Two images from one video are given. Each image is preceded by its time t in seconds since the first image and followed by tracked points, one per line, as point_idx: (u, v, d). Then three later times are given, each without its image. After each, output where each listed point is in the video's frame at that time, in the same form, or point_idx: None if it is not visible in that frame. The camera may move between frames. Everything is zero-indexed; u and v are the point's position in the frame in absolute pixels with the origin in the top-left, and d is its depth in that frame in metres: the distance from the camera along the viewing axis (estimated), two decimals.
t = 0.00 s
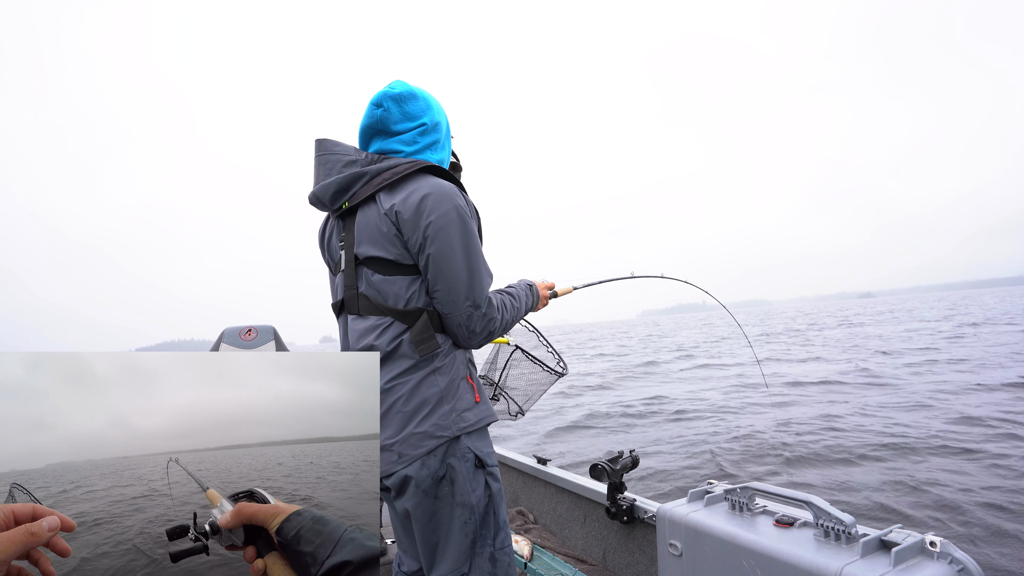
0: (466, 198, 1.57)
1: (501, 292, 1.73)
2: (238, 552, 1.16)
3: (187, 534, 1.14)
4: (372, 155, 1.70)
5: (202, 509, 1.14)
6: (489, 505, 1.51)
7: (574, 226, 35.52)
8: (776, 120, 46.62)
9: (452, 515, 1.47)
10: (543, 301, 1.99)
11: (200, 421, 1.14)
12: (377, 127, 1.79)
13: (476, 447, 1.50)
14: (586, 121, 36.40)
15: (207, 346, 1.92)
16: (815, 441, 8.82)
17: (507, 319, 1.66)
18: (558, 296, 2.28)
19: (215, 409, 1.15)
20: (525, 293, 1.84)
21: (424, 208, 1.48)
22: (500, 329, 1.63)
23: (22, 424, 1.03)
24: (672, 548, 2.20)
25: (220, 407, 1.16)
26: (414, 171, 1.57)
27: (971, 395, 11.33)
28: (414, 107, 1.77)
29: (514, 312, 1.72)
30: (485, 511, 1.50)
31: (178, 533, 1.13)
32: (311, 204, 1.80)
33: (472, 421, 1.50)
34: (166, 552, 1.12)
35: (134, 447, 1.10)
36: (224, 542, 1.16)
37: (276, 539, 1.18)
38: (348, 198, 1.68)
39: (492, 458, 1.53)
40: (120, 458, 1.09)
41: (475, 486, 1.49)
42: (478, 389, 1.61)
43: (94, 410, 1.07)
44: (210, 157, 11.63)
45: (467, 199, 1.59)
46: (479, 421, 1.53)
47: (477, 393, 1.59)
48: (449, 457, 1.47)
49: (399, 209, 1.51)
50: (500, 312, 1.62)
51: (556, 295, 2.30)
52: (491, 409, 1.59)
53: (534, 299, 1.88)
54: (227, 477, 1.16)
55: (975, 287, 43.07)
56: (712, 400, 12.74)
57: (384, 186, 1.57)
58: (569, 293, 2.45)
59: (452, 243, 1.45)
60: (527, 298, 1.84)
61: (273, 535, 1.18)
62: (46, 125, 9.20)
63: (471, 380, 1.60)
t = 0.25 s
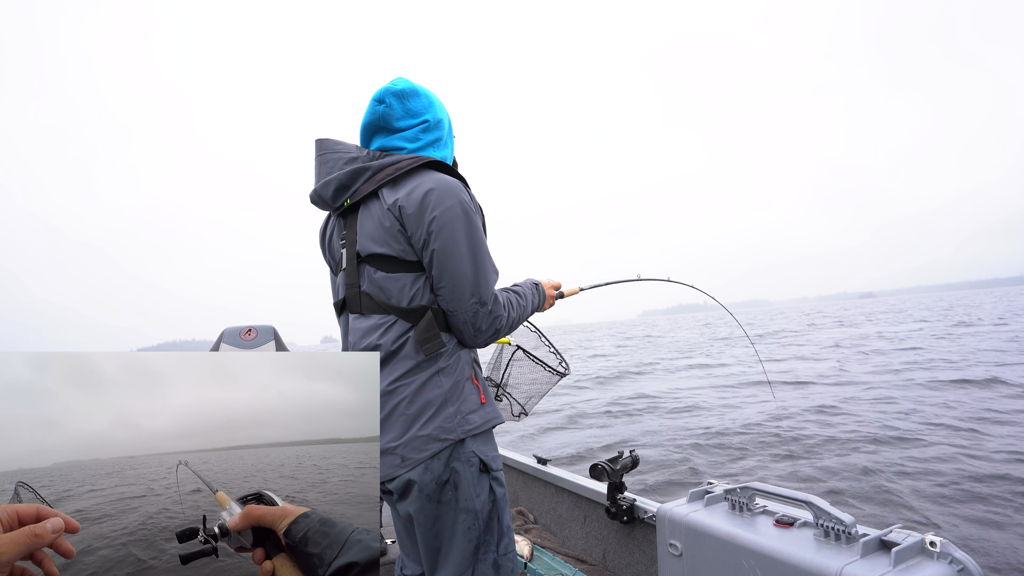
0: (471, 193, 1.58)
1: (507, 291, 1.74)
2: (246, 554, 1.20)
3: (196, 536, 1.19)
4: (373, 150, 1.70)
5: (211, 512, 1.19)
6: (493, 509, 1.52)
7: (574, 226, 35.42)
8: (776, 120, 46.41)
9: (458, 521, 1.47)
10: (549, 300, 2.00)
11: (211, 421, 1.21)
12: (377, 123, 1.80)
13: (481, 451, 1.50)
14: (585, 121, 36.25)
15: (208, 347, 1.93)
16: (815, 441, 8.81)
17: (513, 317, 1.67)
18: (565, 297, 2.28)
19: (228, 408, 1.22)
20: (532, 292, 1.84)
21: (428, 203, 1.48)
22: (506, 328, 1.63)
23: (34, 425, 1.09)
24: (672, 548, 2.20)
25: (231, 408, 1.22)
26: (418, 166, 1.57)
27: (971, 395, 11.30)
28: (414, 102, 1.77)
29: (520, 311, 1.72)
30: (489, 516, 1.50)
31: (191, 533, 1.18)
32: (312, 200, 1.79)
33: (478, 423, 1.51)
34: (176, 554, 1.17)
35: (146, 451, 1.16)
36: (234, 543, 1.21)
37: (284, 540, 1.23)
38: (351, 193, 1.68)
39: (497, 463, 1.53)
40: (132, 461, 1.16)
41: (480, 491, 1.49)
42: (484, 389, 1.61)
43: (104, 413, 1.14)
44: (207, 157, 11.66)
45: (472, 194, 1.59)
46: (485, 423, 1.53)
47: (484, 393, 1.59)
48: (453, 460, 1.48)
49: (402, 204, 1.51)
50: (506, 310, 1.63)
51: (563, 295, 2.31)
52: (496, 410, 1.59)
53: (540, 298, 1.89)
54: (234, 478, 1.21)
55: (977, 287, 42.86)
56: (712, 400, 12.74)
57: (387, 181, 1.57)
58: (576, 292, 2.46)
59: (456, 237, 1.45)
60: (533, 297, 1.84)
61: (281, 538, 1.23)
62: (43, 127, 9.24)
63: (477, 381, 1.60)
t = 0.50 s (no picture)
0: (476, 189, 1.58)
1: (514, 291, 1.75)
2: (246, 556, 1.21)
3: (197, 538, 1.20)
4: (374, 147, 1.70)
5: (212, 514, 1.20)
6: (500, 517, 1.53)
7: (575, 227, 35.45)
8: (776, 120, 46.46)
9: (463, 529, 1.48)
10: (556, 301, 2.00)
11: (214, 420, 1.21)
12: (374, 117, 1.79)
13: (488, 458, 1.51)
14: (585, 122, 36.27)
15: (209, 347, 1.94)
16: (815, 441, 8.81)
17: (520, 318, 1.68)
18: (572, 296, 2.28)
19: (230, 409, 1.22)
20: (538, 292, 1.85)
21: (433, 199, 1.47)
22: (513, 329, 1.64)
23: (42, 422, 1.12)
24: (672, 548, 2.20)
25: (234, 408, 1.22)
26: (421, 163, 1.56)
27: (972, 395, 11.29)
28: (409, 95, 1.77)
29: (528, 312, 1.73)
30: (496, 524, 1.51)
31: (191, 536, 1.19)
32: (312, 198, 1.78)
33: (485, 428, 1.51)
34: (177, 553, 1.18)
35: (147, 450, 1.18)
36: (234, 546, 1.22)
37: (284, 544, 1.23)
38: (352, 191, 1.67)
39: (504, 470, 1.54)
40: (134, 459, 1.17)
41: (487, 500, 1.50)
42: (492, 394, 1.61)
43: (110, 409, 1.16)
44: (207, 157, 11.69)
45: (477, 191, 1.59)
46: (493, 428, 1.54)
47: (491, 398, 1.60)
48: (460, 467, 1.48)
49: (406, 201, 1.50)
50: (513, 311, 1.63)
51: (569, 296, 2.30)
52: (504, 415, 1.59)
53: (547, 298, 1.89)
54: (232, 479, 1.21)
55: (978, 287, 42.79)
56: (712, 400, 12.74)
57: (389, 177, 1.57)
58: (582, 293, 2.45)
59: (462, 235, 1.45)
60: (540, 297, 1.85)
61: (281, 540, 1.23)
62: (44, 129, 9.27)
63: (485, 385, 1.61)
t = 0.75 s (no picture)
0: (483, 186, 1.58)
1: (523, 293, 1.76)
2: (247, 557, 1.22)
3: (197, 540, 1.20)
4: (376, 141, 1.70)
5: (213, 516, 1.20)
6: (508, 527, 1.55)
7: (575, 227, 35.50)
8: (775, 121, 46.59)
9: (470, 541, 1.49)
10: (563, 302, 2.02)
11: (219, 420, 1.22)
12: (371, 110, 1.80)
13: (497, 468, 1.52)
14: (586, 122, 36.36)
15: (208, 347, 1.93)
16: (815, 441, 8.82)
17: (529, 321, 1.69)
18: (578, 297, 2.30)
19: (232, 409, 1.22)
20: (546, 294, 1.87)
21: (441, 195, 1.47)
22: (521, 332, 1.65)
23: (45, 424, 1.12)
24: (672, 548, 2.20)
25: (237, 409, 1.22)
26: (427, 157, 1.56)
27: (972, 394, 11.30)
28: (403, 83, 1.77)
29: (536, 315, 1.74)
30: (504, 535, 1.53)
31: (192, 539, 1.19)
32: (311, 193, 1.78)
33: (495, 437, 1.52)
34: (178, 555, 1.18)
35: (149, 451, 1.18)
36: (235, 547, 1.22)
37: (285, 544, 1.23)
38: (354, 187, 1.67)
39: (513, 480, 1.56)
40: (138, 459, 1.17)
41: (496, 511, 1.52)
42: (500, 400, 1.63)
43: (113, 410, 1.16)
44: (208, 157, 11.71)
45: (484, 188, 1.59)
46: (502, 437, 1.55)
47: (500, 405, 1.62)
48: (469, 478, 1.49)
49: (412, 197, 1.50)
50: (522, 314, 1.65)
51: (576, 297, 2.32)
52: (514, 423, 1.61)
53: (555, 300, 1.91)
54: (235, 480, 1.22)
55: (978, 287, 42.85)
56: (712, 399, 12.75)
57: (394, 172, 1.57)
58: (588, 294, 2.47)
59: (470, 233, 1.45)
60: (549, 299, 1.87)
61: (281, 541, 1.23)
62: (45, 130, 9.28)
63: (493, 390, 1.62)
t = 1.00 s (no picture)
0: (487, 180, 1.58)
1: (530, 292, 1.77)
2: (247, 557, 1.22)
3: (198, 539, 1.20)
4: (376, 135, 1.70)
5: (213, 514, 1.20)
6: (515, 537, 1.54)
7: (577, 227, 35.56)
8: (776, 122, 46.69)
9: (476, 551, 1.49)
10: (570, 301, 2.03)
11: (223, 418, 1.22)
12: (370, 102, 1.80)
13: (505, 477, 1.53)
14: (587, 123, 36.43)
15: (208, 347, 1.93)
16: (815, 442, 8.83)
17: (538, 321, 1.69)
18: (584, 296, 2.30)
19: (235, 409, 1.22)
20: (554, 293, 1.87)
21: (445, 190, 1.47)
22: (530, 333, 1.65)
23: (47, 423, 1.13)
24: (672, 548, 2.20)
25: (240, 409, 1.22)
26: (428, 152, 1.56)
27: (971, 395, 11.32)
28: (402, 74, 1.77)
29: (544, 315, 1.74)
30: (510, 546, 1.53)
31: (192, 538, 1.19)
32: (309, 191, 1.77)
33: (503, 445, 1.53)
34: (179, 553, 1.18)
35: (151, 450, 1.18)
36: (235, 546, 1.22)
37: (285, 543, 1.23)
38: (353, 182, 1.67)
39: (520, 490, 1.56)
40: (141, 458, 1.17)
41: (502, 523, 1.52)
42: (509, 405, 1.64)
43: (117, 411, 1.16)
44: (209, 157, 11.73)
45: (489, 182, 1.59)
46: (511, 444, 1.55)
47: (509, 410, 1.62)
48: (475, 488, 1.49)
49: (415, 192, 1.50)
50: (530, 313, 1.65)
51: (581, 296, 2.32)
52: (523, 430, 1.62)
53: (562, 300, 1.91)
54: (236, 480, 1.22)
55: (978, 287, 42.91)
56: (712, 400, 12.76)
57: (395, 167, 1.57)
58: (593, 293, 2.48)
59: (476, 230, 1.45)
60: (556, 298, 1.87)
61: (282, 540, 1.23)
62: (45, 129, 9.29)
63: (502, 396, 1.63)
